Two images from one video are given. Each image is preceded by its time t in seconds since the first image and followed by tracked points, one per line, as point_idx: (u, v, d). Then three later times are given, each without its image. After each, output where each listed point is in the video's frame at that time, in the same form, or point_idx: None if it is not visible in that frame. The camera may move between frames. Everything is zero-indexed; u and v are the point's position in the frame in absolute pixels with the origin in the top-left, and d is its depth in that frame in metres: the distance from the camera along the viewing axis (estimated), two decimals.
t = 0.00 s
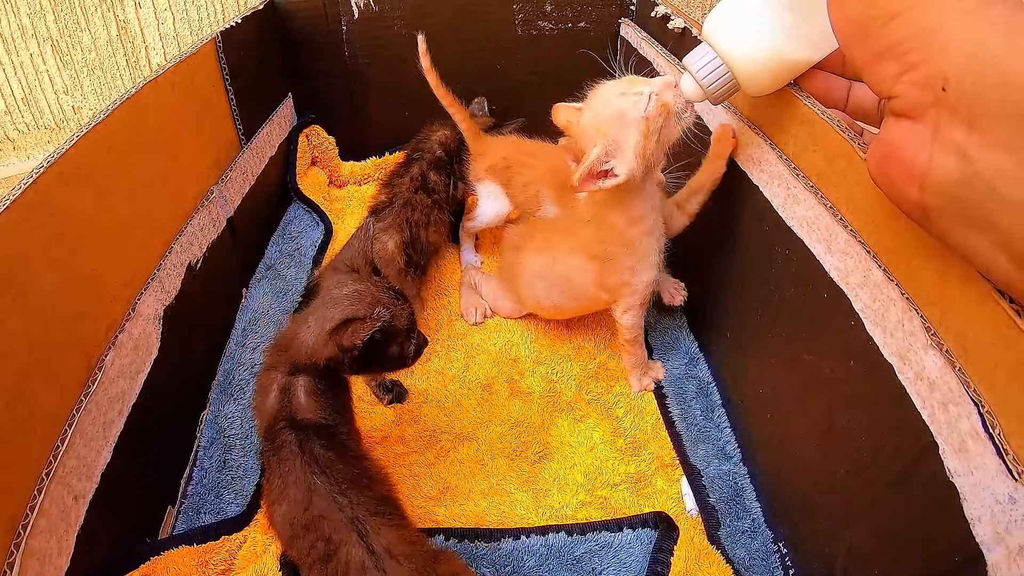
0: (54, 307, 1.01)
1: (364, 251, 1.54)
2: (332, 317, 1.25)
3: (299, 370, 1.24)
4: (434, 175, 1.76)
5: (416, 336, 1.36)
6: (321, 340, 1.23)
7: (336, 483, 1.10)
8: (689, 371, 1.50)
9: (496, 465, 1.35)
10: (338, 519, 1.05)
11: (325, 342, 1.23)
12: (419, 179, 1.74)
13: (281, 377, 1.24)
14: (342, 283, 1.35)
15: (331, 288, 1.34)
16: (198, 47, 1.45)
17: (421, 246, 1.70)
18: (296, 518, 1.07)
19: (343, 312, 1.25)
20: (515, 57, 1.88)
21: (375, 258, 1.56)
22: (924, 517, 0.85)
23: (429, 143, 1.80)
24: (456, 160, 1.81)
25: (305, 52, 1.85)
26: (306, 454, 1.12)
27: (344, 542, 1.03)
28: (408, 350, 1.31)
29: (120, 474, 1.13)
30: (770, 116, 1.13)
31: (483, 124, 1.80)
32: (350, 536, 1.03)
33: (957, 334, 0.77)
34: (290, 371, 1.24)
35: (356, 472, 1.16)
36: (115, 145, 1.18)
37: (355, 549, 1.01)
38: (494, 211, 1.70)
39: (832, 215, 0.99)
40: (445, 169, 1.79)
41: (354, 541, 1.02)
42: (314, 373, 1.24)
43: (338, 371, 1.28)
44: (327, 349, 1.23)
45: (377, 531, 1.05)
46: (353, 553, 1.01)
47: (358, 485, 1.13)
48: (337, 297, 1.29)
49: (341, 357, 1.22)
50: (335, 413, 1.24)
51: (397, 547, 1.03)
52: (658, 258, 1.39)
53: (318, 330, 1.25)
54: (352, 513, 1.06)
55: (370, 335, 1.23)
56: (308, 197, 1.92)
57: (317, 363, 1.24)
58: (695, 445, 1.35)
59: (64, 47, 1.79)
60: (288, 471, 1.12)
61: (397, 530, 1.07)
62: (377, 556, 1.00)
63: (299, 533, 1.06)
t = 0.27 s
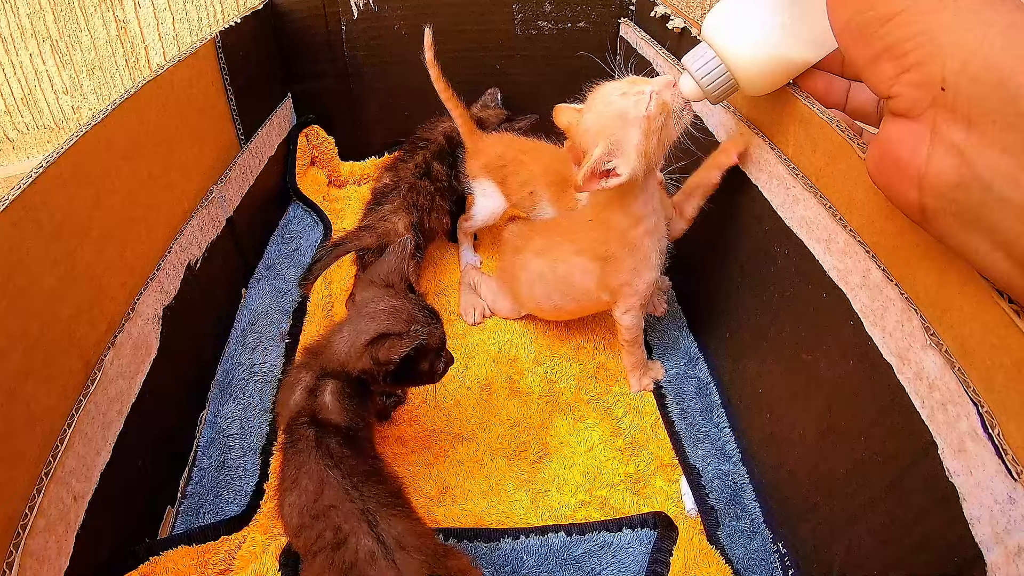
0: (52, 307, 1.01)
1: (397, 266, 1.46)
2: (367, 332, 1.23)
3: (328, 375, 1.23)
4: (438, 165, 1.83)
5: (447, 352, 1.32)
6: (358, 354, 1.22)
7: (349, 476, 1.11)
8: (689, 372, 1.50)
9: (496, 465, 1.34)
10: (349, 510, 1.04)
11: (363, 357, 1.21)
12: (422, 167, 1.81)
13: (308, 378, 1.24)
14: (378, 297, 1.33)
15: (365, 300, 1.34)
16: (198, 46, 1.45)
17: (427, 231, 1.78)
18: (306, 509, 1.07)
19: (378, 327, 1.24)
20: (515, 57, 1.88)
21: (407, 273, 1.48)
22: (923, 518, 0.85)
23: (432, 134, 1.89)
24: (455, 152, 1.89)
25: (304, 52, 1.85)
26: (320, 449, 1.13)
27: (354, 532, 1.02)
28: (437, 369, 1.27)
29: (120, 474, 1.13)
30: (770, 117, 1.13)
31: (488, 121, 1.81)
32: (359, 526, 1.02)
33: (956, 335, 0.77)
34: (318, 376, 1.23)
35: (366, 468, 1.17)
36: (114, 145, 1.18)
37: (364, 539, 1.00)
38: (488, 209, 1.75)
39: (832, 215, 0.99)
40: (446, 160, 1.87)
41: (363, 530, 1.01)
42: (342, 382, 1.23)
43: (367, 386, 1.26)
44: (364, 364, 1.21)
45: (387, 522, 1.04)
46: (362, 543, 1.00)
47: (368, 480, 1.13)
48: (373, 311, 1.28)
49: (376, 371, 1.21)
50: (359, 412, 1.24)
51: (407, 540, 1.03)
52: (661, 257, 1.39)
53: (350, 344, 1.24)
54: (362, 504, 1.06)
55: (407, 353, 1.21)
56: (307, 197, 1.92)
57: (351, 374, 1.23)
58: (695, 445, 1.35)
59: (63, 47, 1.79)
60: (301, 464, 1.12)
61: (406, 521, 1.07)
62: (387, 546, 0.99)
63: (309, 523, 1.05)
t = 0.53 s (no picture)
0: (52, 307, 1.01)
1: (404, 270, 1.54)
2: (375, 340, 1.30)
3: (336, 384, 1.26)
4: (442, 159, 1.82)
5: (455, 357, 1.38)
6: (366, 360, 1.28)
7: (347, 479, 1.10)
8: (689, 372, 1.50)
9: (496, 465, 1.35)
10: (346, 514, 1.05)
11: (371, 364, 1.28)
12: (426, 161, 1.80)
13: (314, 384, 1.26)
14: (387, 303, 1.40)
15: (370, 308, 1.41)
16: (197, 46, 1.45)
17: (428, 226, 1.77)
18: (306, 514, 1.08)
19: (385, 335, 1.30)
20: (515, 57, 1.88)
21: (412, 275, 1.57)
22: (923, 518, 0.85)
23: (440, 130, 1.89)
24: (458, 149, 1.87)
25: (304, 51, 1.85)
26: (321, 453, 1.14)
27: (351, 536, 1.03)
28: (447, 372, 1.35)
29: (119, 474, 1.13)
30: (770, 117, 1.13)
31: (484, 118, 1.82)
32: (355, 531, 1.03)
33: (956, 335, 0.77)
34: (323, 387, 1.25)
35: (368, 470, 1.16)
36: (114, 145, 1.18)
37: (361, 544, 1.02)
38: (481, 207, 1.75)
39: (831, 215, 0.99)
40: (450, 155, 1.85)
41: (359, 535, 1.03)
42: (357, 391, 1.26)
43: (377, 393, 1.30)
44: (372, 370, 1.27)
45: (384, 526, 1.05)
46: (359, 548, 1.02)
47: (369, 482, 1.13)
48: (378, 320, 1.35)
49: (386, 378, 1.27)
50: (365, 417, 1.25)
51: (403, 544, 1.03)
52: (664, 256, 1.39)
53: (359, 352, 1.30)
54: (359, 508, 1.06)
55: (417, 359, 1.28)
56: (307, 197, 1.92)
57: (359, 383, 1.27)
58: (695, 445, 1.35)
59: (63, 47, 1.79)
60: (302, 470, 1.13)
61: (403, 524, 1.08)
62: (384, 552, 1.00)
63: (308, 528, 1.07)
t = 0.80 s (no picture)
0: (52, 307, 1.01)
1: (420, 266, 1.38)
2: (398, 344, 1.21)
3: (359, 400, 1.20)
4: (439, 159, 1.79)
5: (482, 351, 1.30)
6: (393, 367, 1.19)
7: (346, 489, 1.08)
8: (689, 371, 1.50)
9: (495, 466, 1.34)
10: (337, 532, 1.03)
11: (399, 370, 1.18)
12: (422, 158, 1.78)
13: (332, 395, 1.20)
14: (405, 303, 1.30)
15: (388, 308, 1.31)
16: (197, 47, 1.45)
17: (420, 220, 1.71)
18: (303, 524, 1.07)
19: (410, 337, 1.21)
20: (514, 57, 1.88)
21: (430, 271, 1.40)
22: (923, 517, 0.85)
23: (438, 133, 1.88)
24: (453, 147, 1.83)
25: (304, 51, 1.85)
26: (327, 462, 1.11)
27: (340, 558, 1.01)
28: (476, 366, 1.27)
29: (120, 473, 1.13)
30: (770, 117, 1.13)
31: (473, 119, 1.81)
32: (346, 553, 1.01)
33: (955, 334, 0.77)
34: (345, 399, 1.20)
35: (374, 487, 1.12)
36: (113, 145, 1.18)
37: (351, 568, 0.99)
38: (475, 208, 1.75)
39: (831, 214, 0.99)
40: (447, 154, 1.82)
41: (349, 558, 1.00)
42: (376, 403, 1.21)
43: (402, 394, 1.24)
44: (402, 375, 1.19)
45: (377, 552, 1.01)
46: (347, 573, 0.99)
47: (371, 501, 1.09)
48: (400, 322, 1.25)
49: (416, 381, 1.18)
50: (388, 429, 1.21)
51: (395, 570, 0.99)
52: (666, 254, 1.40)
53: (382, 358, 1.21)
54: (352, 526, 1.03)
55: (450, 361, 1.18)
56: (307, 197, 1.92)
57: (389, 389, 1.20)
58: (695, 445, 1.35)
59: (63, 47, 1.79)
60: (306, 479, 1.11)
61: (399, 547, 1.03)
62: None
63: (304, 539, 1.06)
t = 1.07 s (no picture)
0: (52, 308, 1.01)
1: (465, 254, 1.45)
2: (457, 322, 1.25)
3: (416, 381, 1.26)
4: (452, 152, 1.80)
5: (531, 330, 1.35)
6: (456, 345, 1.24)
7: (388, 465, 1.14)
8: (689, 371, 1.50)
9: (495, 465, 1.35)
10: (372, 507, 1.09)
11: (464, 347, 1.23)
12: (436, 154, 1.79)
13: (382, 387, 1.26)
14: (453, 288, 1.33)
15: (439, 292, 1.35)
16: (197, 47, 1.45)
17: (436, 211, 1.73)
18: (334, 498, 1.12)
19: (466, 316, 1.25)
20: (514, 56, 1.88)
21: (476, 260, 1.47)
22: (923, 517, 0.85)
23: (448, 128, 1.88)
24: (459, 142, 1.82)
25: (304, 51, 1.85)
26: (370, 441, 1.17)
27: (370, 537, 1.06)
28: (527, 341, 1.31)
29: (120, 473, 1.13)
30: (770, 116, 1.13)
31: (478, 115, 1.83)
32: (377, 533, 1.06)
33: (956, 334, 0.77)
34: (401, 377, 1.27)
35: (417, 467, 1.17)
36: (113, 145, 1.18)
37: (379, 548, 1.04)
38: (482, 202, 1.75)
39: (832, 214, 0.99)
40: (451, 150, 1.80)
41: (379, 539, 1.05)
42: (433, 382, 1.27)
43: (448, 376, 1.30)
44: (464, 351, 1.23)
45: (406, 534, 1.06)
46: (375, 553, 1.04)
47: (411, 481, 1.15)
48: (454, 302, 1.29)
49: (479, 356, 1.22)
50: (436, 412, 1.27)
51: (422, 555, 1.04)
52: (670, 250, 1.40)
53: (442, 338, 1.26)
54: (386, 508, 1.09)
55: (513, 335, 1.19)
56: (307, 197, 1.92)
57: (449, 367, 1.26)
58: (695, 444, 1.35)
59: (63, 47, 1.79)
60: (347, 455, 1.17)
61: (427, 531, 1.09)
62: (399, 558, 1.03)
63: (332, 510, 1.11)
